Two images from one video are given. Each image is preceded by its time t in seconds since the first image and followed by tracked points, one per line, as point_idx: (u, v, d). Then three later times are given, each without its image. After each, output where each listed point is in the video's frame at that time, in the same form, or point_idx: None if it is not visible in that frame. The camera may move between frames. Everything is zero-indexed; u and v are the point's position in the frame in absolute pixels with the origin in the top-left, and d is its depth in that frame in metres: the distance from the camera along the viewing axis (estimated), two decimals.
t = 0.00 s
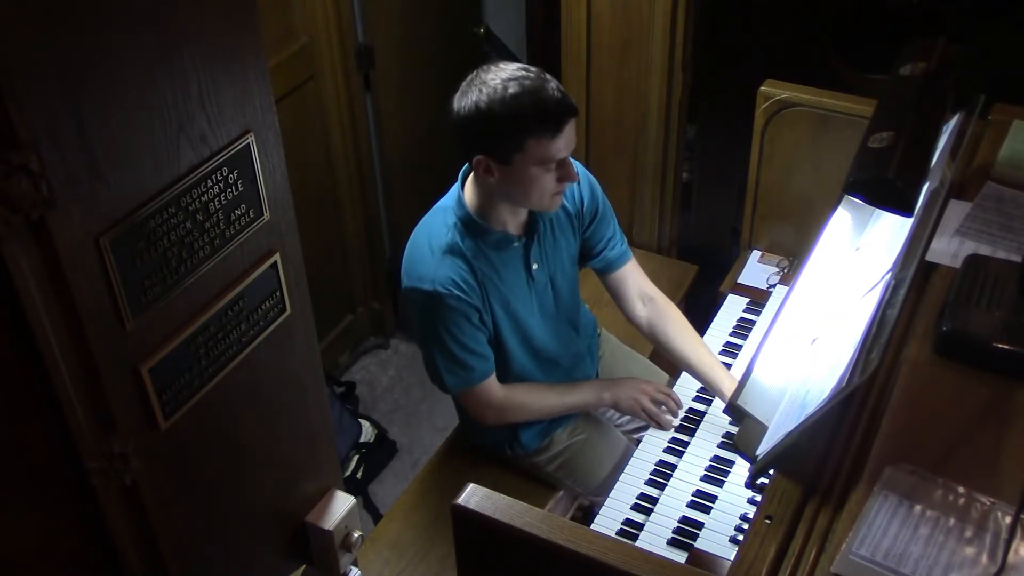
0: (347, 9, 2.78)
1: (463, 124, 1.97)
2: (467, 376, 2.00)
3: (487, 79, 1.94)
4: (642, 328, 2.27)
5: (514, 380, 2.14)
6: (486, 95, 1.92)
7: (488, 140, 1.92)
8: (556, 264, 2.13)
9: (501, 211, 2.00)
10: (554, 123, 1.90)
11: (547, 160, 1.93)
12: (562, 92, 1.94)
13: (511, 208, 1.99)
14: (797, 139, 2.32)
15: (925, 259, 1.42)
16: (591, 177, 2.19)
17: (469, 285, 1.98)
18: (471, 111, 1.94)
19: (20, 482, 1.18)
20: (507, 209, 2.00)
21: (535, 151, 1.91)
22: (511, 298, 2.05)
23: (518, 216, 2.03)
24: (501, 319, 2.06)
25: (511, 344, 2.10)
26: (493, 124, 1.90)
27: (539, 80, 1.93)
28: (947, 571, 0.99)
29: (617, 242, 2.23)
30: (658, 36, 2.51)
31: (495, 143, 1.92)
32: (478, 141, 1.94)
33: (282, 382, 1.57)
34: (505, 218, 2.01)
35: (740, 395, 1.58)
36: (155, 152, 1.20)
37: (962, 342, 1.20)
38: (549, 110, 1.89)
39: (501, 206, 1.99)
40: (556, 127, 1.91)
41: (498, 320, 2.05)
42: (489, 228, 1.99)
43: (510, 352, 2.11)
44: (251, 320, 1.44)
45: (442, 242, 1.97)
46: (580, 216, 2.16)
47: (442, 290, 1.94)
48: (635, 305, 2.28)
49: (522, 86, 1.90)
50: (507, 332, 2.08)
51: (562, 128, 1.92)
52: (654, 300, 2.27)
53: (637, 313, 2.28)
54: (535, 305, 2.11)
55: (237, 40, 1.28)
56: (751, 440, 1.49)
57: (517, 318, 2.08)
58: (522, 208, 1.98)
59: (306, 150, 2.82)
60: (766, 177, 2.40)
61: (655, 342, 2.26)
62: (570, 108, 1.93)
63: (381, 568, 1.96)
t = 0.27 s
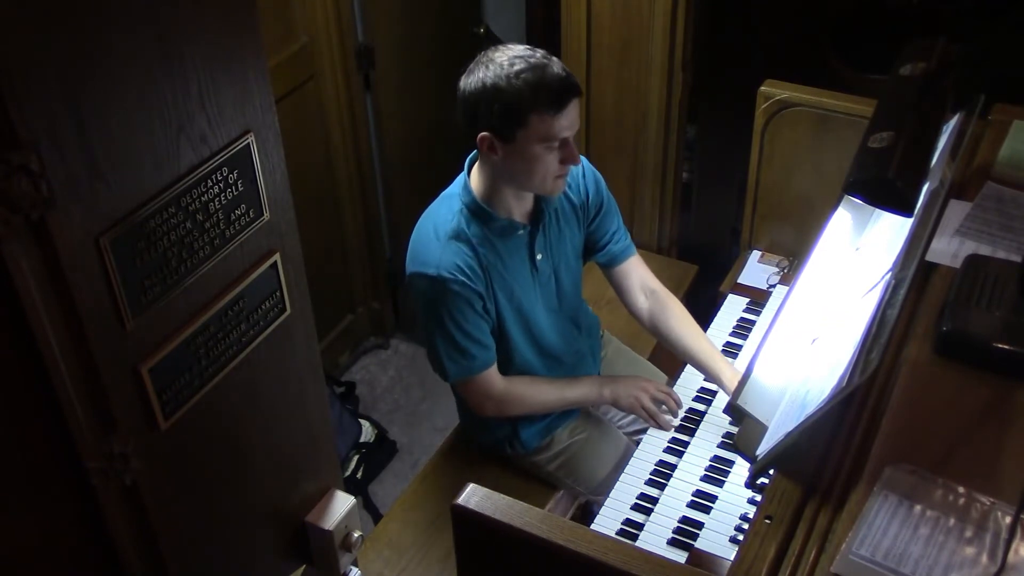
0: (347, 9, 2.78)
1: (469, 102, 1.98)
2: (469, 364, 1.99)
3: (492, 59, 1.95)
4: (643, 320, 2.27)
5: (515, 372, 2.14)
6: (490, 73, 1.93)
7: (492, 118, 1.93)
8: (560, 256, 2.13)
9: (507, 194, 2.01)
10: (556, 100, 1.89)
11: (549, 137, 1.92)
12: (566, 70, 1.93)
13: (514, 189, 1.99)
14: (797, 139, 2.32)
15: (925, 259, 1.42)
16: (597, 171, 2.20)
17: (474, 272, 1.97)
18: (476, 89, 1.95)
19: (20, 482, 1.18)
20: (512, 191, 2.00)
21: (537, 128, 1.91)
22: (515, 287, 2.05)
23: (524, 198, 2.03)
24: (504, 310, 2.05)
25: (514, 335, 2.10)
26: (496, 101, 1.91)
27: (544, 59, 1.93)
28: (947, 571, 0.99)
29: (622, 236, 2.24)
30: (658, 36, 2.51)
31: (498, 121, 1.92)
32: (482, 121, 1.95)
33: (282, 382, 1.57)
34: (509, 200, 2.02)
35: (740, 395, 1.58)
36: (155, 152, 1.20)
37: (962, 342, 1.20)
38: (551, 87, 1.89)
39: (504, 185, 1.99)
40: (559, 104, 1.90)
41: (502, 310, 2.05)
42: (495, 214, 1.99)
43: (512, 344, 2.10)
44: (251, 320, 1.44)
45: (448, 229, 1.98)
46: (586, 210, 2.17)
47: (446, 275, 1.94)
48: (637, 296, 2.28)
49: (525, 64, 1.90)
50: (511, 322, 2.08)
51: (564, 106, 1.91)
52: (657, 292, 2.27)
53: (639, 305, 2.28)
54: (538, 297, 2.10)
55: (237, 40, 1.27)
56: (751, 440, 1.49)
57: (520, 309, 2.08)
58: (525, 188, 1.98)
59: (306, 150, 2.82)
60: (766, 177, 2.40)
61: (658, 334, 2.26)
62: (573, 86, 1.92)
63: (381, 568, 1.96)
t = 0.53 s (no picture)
0: (347, 9, 2.78)
1: (481, 93, 1.99)
2: (472, 359, 1.99)
3: (505, 51, 1.96)
4: (641, 318, 2.28)
5: (516, 369, 2.13)
6: (504, 64, 1.94)
7: (503, 110, 1.94)
8: (563, 254, 2.14)
9: (513, 187, 2.01)
10: (568, 94, 1.90)
11: (559, 131, 1.93)
12: (578, 65, 1.94)
13: (521, 182, 2.00)
14: (797, 139, 2.32)
15: (925, 259, 1.42)
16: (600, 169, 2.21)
17: (480, 267, 1.97)
18: (489, 80, 1.96)
19: (20, 482, 1.18)
20: (518, 185, 2.01)
21: (548, 121, 1.92)
22: (520, 284, 2.05)
23: (530, 193, 2.04)
24: (508, 306, 2.05)
25: (518, 331, 2.10)
26: (508, 93, 1.92)
27: (557, 54, 1.94)
28: (947, 571, 0.99)
29: (623, 235, 2.25)
30: (658, 36, 2.51)
31: (509, 113, 1.93)
32: (493, 112, 1.96)
33: (282, 382, 1.57)
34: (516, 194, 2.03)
35: (740, 395, 1.58)
36: (155, 152, 1.20)
37: (962, 342, 1.20)
38: (564, 81, 1.90)
39: (511, 179, 2.00)
40: (570, 98, 1.91)
41: (506, 306, 2.05)
42: (503, 208, 1.99)
43: (515, 340, 2.10)
44: (251, 320, 1.44)
45: (456, 222, 1.97)
46: (590, 208, 2.18)
47: (454, 268, 1.94)
48: (635, 295, 2.29)
49: (539, 56, 1.91)
50: (514, 319, 2.08)
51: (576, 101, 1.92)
52: (654, 290, 2.27)
53: (637, 303, 2.28)
54: (541, 295, 2.11)
55: (237, 40, 1.27)
56: (752, 441, 1.49)
57: (523, 306, 2.08)
58: (531, 182, 1.99)
59: (306, 150, 2.82)
60: (766, 177, 2.40)
61: (654, 332, 2.26)
62: (585, 81, 1.93)
63: (381, 568, 1.96)
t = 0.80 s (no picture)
0: (347, 9, 2.78)
1: (495, 94, 1.99)
2: (475, 361, 1.99)
3: (522, 54, 1.96)
4: (642, 320, 2.28)
5: (518, 370, 2.14)
6: (520, 67, 1.93)
7: (517, 113, 1.93)
8: (568, 257, 2.14)
9: (521, 191, 2.01)
10: (583, 102, 1.91)
11: (572, 138, 1.93)
12: (594, 73, 1.95)
13: (528, 186, 2.00)
14: (797, 140, 2.32)
15: (925, 259, 1.42)
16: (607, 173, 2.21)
17: (485, 268, 1.97)
18: (503, 82, 1.96)
19: (20, 482, 1.17)
20: (526, 189, 2.01)
21: (561, 127, 1.92)
22: (524, 286, 2.05)
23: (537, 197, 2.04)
24: (512, 307, 2.05)
25: (520, 332, 2.10)
26: (523, 96, 1.92)
27: (575, 61, 1.94)
28: (947, 571, 0.99)
29: (628, 239, 2.25)
30: (658, 36, 2.51)
31: (522, 116, 1.93)
32: (506, 114, 1.95)
33: (282, 382, 1.57)
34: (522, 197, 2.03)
35: (740, 395, 1.59)
36: (155, 152, 1.20)
37: (962, 342, 1.20)
38: (579, 88, 1.90)
39: (519, 182, 2.00)
40: (585, 106, 1.92)
41: (510, 308, 2.05)
42: (511, 210, 1.99)
43: (518, 341, 2.11)
44: (251, 320, 1.44)
45: (463, 223, 1.97)
46: (597, 212, 2.18)
47: (459, 269, 1.93)
48: (638, 298, 2.29)
49: (556, 62, 1.92)
50: (518, 320, 2.08)
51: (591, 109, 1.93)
52: (656, 293, 2.27)
53: (639, 306, 2.28)
54: (545, 297, 2.11)
55: (237, 40, 1.28)
56: (752, 440, 1.49)
57: (526, 308, 2.08)
58: (538, 185, 1.99)
59: (306, 150, 2.82)
60: (766, 178, 2.40)
61: (655, 333, 2.27)
62: (600, 90, 1.94)
63: (381, 568, 1.96)
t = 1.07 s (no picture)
0: (347, 9, 2.78)
1: (503, 101, 1.98)
2: (474, 364, 1.99)
3: (531, 61, 1.96)
4: (640, 329, 2.28)
5: (518, 373, 2.14)
6: (529, 75, 1.94)
7: (526, 120, 1.93)
8: (570, 262, 2.14)
9: (528, 197, 2.02)
10: (593, 110, 1.91)
11: (581, 146, 1.93)
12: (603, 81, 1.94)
13: (536, 192, 2.00)
14: (797, 140, 2.32)
15: (925, 259, 1.42)
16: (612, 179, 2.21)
17: (487, 272, 1.97)
18: (513, 89, 1.95)
19: (19, 482, 1.17)
20: (534, 195, 2.01)
21: (571, 135, 1.92)
22: (525, 290, 2.05)
23: (544, 203, 2.05)
24: (513, 311, 2.06)
25: (521, 336, 2.10)
26: (533, 104, 1.92)
27: (584, 68, 1.94)
28: (947, 571, 0.99)
29: (631, 246, 2.24)
30: (658, 36, 2.51)
31: (531, 124, 1.93)
32: (514, 122, 1.95)
33: (282, 382, 1.57)
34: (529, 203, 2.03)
35: (740, 394, 1.58)
36: (155, 152, 1.20)
37: (962, 342, 1.20)
38: (589, 96, 1.90)
39: (527, 188, 2.00)
40: (594, 113, 1.91)
41: (511, 312, 2.05)
42: (515, 215, 1.99)
43: (518, 345, 2.11)
44: (251, 320, 1.44)
45: (466, 226, 1.98)
46: (600, 218, 2.18)
47: (461, 272, 1.93)
48: (637, 307, 2.29)
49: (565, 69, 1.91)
50: (518, 324, 2.08)
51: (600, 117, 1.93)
52: (655, 302, 2.28)
53: (637, 315, 2.28)
54: (546, 301, 2.11)
55: (237, 40, 1.28)
56: (751, 440, 1.49)
57: (527, 312, 2.08)
58: (546, 192, 1.99)
59: (306, 150, 2.82)
60: (766, 178, 2.40)
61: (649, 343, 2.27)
62: (610, 97, 1.93)
63: (381, 568, 1.96)
